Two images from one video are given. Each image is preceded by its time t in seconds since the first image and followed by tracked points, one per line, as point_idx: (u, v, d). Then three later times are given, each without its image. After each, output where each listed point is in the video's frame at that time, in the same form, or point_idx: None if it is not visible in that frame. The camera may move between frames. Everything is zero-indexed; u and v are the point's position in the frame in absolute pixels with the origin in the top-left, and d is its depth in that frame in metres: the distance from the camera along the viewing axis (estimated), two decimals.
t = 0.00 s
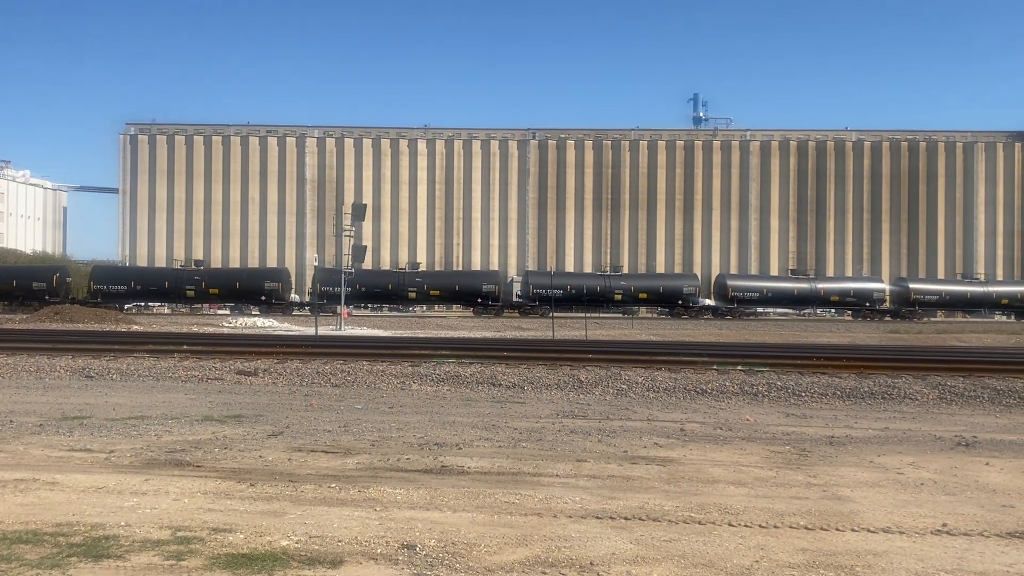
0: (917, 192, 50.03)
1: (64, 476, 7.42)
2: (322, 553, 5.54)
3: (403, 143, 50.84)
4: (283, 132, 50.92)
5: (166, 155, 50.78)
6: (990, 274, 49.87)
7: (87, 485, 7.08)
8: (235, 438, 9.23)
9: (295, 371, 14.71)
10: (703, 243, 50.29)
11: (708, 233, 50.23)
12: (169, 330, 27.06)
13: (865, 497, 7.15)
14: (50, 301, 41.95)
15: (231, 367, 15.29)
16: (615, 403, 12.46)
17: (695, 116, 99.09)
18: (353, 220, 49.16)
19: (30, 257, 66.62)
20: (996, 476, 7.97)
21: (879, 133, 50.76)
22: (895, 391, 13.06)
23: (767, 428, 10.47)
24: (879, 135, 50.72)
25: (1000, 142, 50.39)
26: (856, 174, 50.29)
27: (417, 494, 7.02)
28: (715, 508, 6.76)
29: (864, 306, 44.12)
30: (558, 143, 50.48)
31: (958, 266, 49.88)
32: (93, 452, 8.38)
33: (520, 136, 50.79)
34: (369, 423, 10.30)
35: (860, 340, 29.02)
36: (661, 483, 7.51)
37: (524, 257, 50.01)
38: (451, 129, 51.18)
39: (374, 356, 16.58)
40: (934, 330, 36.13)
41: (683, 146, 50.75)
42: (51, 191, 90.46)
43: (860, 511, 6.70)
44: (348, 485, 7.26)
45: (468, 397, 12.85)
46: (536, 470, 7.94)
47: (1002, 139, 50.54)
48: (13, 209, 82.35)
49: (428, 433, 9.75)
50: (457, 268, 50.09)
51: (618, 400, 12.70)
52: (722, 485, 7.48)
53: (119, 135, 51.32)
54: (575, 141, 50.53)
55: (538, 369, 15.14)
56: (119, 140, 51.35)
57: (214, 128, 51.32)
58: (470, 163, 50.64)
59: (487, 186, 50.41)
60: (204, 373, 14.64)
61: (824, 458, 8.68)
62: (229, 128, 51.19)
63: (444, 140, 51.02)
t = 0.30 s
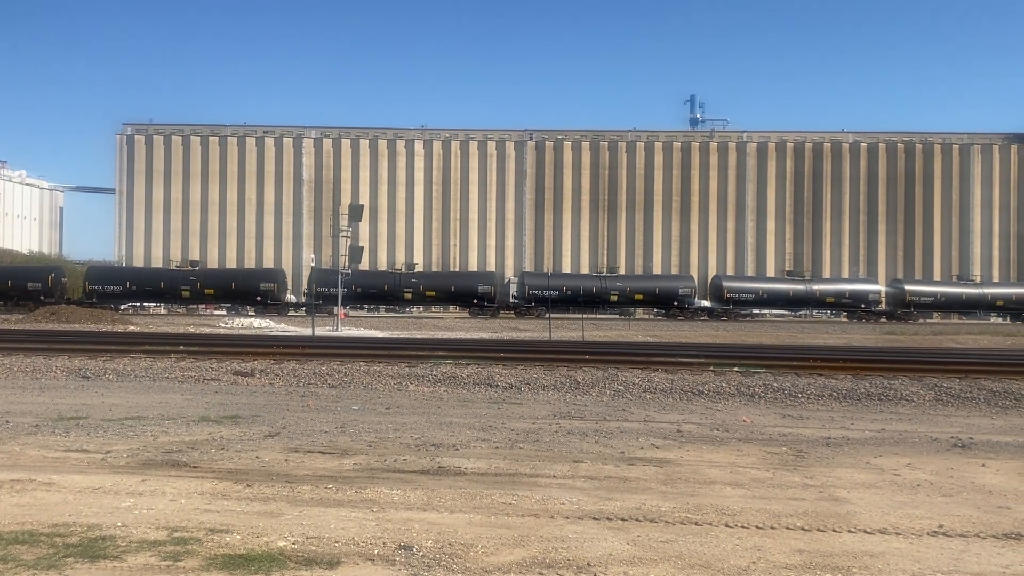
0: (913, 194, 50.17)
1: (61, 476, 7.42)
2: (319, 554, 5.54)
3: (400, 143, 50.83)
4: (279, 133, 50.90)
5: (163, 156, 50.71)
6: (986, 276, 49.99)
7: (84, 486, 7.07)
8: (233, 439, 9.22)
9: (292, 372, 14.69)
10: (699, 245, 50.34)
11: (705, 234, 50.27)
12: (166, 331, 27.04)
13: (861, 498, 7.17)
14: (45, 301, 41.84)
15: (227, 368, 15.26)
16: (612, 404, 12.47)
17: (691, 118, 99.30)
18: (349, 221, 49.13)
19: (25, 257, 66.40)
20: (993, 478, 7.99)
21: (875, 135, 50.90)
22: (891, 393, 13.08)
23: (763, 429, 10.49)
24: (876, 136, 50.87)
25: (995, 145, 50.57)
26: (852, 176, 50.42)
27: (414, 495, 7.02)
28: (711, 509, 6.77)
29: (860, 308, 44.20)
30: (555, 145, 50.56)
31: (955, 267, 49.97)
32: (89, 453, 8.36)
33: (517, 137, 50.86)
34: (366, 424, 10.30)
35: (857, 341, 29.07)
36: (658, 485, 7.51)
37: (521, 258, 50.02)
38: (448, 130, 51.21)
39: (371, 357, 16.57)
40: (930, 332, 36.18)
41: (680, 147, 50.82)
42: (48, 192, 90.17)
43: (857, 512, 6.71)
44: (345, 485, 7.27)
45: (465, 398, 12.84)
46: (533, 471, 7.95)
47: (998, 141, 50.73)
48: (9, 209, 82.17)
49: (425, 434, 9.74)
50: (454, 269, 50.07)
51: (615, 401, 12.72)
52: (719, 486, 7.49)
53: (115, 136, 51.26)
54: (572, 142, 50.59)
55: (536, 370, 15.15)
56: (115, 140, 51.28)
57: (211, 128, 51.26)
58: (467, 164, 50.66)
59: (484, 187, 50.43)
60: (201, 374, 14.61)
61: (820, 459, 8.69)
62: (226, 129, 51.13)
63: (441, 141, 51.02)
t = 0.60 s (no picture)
0: (909, 197, 50.29)
1: (57, 478, 7.41)
2: (316, 556, 5.53)
3: (397, 145, 50.79)
4: (276, 135, 50.86)
5: (160, 157, 50.64)
6: (982, 279, 50.10)
7: (81, 488, 7.06)
8: (229, 441, 9.21)
9: (288, 374, 14.68)
10: (696, 247, 50.39)
11: (702, 237, 50.35)
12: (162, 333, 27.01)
13: (858, 501, 7.18)
14: (40, 302, 41.71)
15: (224, 370, 15.23)
16: (609, 406, 12.47)
17: (688, 121, 99.60)
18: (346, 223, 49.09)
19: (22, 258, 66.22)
20: (989, 480, 8.01)
21: (871, 139, 51.01)
22: (887, 396, 13.11)
23: (760, 432, 10.51)
24: (872, 140, 51.00)
25: (991, 148, 50.68)
26: (849, 179, 50.54)
27: (411, 497, 7.02)
28: (708, 512, 6.78)
29: (855, 311, 44.30)
30: (552, 147, 50.58)
31: (951, 270, 50.08)
32: (86, 455, 8.35)
33: (514, 139, 50.86)
34: (363, 426, 10.30)
35: (853, 344, 29.11)
36: (655, 487, 7.52)
37: (518, 261, 50.04)
38: (445, 132, 51.21)
39: (368, 360, 16.55)
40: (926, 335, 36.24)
41: (677, 149, 50.87)
42: (44, 193, 89.91)
43: (853, 515, 6.72)
44: (342, 487, 7.26)
45: (461, 400, 12.84)
46: (529, 474, 7.95)
47: (994, 144, 50.86)
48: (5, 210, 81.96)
49: (422, 436, 9.74)
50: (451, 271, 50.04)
51: (612, 404, 12.73)
52: (716, 489, 7.50)
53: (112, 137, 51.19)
54: (569, 145, 50.61)
55: (533, 373, 15.15)
56: (112, 141, 51.22)
57: (208, 129, 51.17)
58: (464, 166, 50.64)
59: (481, 189, 50.45)
60: (197, 376, 14.59)
61: (817, 462, 8.71)
62: (223, 130, 51.05)
63: (438, 143, 51.01)
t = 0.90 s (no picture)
0: (906, 201, 50.41)
1: (54, 480, 7.39)
2: (313, 559, 5.53)
3: (394, 148, 50.82)
4: (274, 138, 50.86)
5: (157, 160, 50.60)
6: (978, 283, 50.24)
7: (77, 491, 7.04)
8: (226, 444, 9.21)
9: (285, 377, 14.66)
10: (693, 251, 50.45)
11: (699, 240, 50.41)
12: (159, 336, 26.96)
13: (855, 505, 7.19)
14: (35, 305, 41.63)
15: (220, 373, 15.21)
16: (606, 410, 12.47)
17: (685, 124, 99.78)
18: (343, 226, 49.08)
19: (18, 261, 66.04)
20: (985, 484, 8.02)
21: (868, 143, 51.11)
22: (884, 400, 13.13)
23: (756, 435, 10.53)
24: (869, 144, 51.09)
25: (988, 152, 50.81)
26: (846, 183, 50.63)
27: (408, 501, 7.01)
28: (705, 515, 6.78)
29: (851, 315, 44.36)
30: (549, 150, 50.62)
31: (947, 274, 50.21)
32: (82, 458, 8.33)
33: (512, 142, 50.90)
34: (360, 429, 10.30)
35: (849, 348, 29.16)
36: (651, 490, 7.52)
37: (515, 264, 50.06)
38: (443, 135, 51.23)
39: (365, 363, 16.54)
40: (923, 339, 36.28)
41: (674, 153, 50.91)
42: (40, 196, 89.75)
43: (850, 518, 6.73)
44: (338, 491, 7.25)
45: (458, 404, 12.84)
46: (527, 477, 7.95)
47: (991, 149, 50.97)
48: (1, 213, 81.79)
49: (419, 439, 9.74)
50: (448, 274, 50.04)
51: (609, 407, 12.73)
52: (713, 493, 7.50)
53: (109, 140, 51.18)
54: (566, 148, 50.68)
55: (530, 376, 15.15)
56: (109, 144, 51.20)
57: (205, 132, 51.13)
58: (461, 169, 50.66)
59: (478, 193, 50.50)
60: (194, 378, 14.56)
61: (813, 466, 8.71)
62: (221, 133, 51.03)
63: (436, 146, 51.05)
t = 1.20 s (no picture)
0: (903, 206, 50.54)
1: (50, 485, 7.37)
2: (310, 564, 5.52)
3: (392, 152, 50.86)
4: (272, 141, 50.88)
5: (155, 164, 50.59)
6: (976, 288, 50.32)
7: (74, 495, 7.02)
8: (224, 448, 9.20)
9: (283, 381, 14.65)
10: (691, 255, 50.51)
11: (697, 244, 50.47)
12: (156, 339, 26.92)
13: (853, 509, 7.19)
14: (31, 309, 41.56)
15: (218, 376, 15.20)
16: (604, 414, 12.47)
17: (684, 128, 99.94)
18: (342, 229, 49.08)
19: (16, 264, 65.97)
20: (983, 489, 8.03)
21: (866, 147, 51.23)
22: (881, 404, 13.14)
23: (754, 440, 10.52)
24: (867, 149, 51.22)
25: (985, 157, 50.95)
26: (843, 188, 50.73)
27: (406, 505, 7.00)
28: (703, 519, 6.79)
29: (848, 319, 44.40)
30: (548, 155, 50.66)
31: (945, 279, 50.31)
32: (80, 462, 8.31)
33: (510, 146, 50.96)
34: (358, 433, 10.29)
35: (847, 352, 29.19)
36: (650, 495, 7.52)
37: (514, 269, 50.08)
38: (441, 139, 51.25)
39: (363, 367, 16.53)
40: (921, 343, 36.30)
41: (672, 157, 50.97)
42: (39, 199, 89.62)
43: (848, 523, 6.74)
44: (336, 495, 7.24)
45: (456, 408, 12.84)
46: (524, 481, 7.95)
47: (988, 154, 51.12)
48: None
49: (417, 444, 9.73)
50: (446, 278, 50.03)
51: (606, 411, 12.74)
52: (711, 497, 7.51)
53: (108, 143, 51.20)
54: (565, 152, 50.73)
55: (528, 380, 15.14)
56: (108, 148, 51.22)
57: (203, 136, 51.14)
58: (460, 173, 50.69)
59: (477, 197, 50.54)
60: (191, 382, 14.54)
61: (811, 471, 8.70)
62: (219, 137, 51.04)
63: (434, 150, 51.07)
